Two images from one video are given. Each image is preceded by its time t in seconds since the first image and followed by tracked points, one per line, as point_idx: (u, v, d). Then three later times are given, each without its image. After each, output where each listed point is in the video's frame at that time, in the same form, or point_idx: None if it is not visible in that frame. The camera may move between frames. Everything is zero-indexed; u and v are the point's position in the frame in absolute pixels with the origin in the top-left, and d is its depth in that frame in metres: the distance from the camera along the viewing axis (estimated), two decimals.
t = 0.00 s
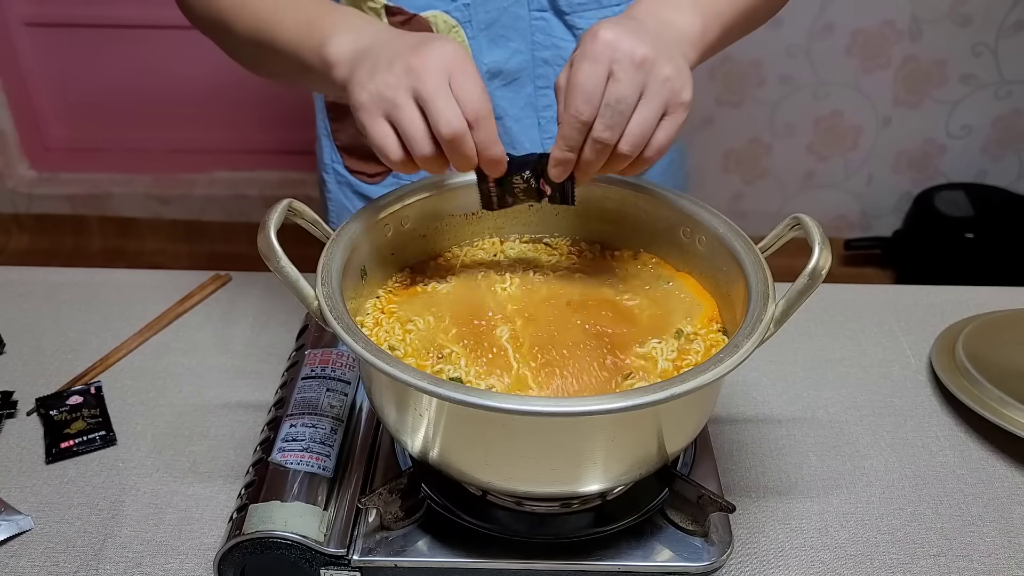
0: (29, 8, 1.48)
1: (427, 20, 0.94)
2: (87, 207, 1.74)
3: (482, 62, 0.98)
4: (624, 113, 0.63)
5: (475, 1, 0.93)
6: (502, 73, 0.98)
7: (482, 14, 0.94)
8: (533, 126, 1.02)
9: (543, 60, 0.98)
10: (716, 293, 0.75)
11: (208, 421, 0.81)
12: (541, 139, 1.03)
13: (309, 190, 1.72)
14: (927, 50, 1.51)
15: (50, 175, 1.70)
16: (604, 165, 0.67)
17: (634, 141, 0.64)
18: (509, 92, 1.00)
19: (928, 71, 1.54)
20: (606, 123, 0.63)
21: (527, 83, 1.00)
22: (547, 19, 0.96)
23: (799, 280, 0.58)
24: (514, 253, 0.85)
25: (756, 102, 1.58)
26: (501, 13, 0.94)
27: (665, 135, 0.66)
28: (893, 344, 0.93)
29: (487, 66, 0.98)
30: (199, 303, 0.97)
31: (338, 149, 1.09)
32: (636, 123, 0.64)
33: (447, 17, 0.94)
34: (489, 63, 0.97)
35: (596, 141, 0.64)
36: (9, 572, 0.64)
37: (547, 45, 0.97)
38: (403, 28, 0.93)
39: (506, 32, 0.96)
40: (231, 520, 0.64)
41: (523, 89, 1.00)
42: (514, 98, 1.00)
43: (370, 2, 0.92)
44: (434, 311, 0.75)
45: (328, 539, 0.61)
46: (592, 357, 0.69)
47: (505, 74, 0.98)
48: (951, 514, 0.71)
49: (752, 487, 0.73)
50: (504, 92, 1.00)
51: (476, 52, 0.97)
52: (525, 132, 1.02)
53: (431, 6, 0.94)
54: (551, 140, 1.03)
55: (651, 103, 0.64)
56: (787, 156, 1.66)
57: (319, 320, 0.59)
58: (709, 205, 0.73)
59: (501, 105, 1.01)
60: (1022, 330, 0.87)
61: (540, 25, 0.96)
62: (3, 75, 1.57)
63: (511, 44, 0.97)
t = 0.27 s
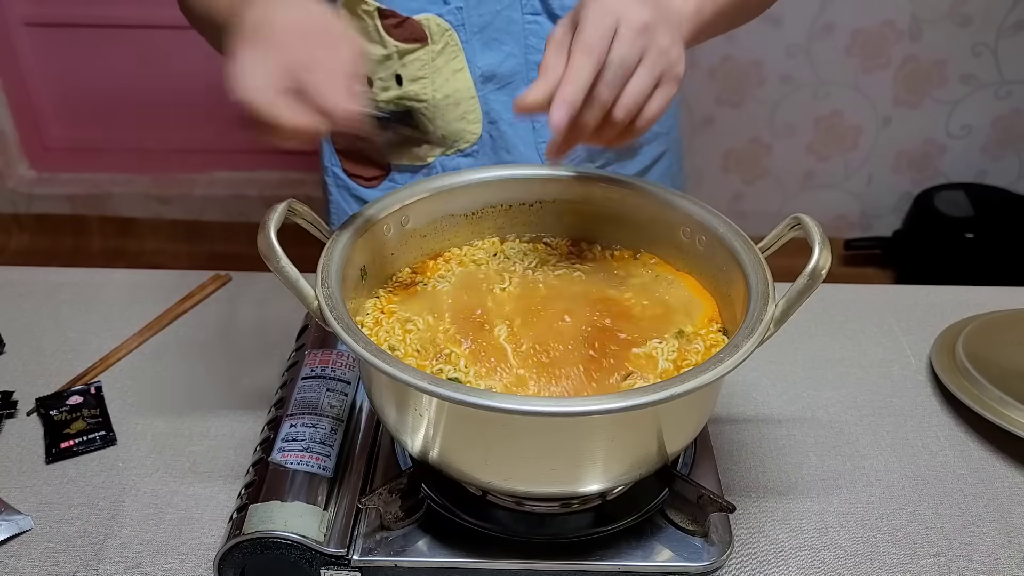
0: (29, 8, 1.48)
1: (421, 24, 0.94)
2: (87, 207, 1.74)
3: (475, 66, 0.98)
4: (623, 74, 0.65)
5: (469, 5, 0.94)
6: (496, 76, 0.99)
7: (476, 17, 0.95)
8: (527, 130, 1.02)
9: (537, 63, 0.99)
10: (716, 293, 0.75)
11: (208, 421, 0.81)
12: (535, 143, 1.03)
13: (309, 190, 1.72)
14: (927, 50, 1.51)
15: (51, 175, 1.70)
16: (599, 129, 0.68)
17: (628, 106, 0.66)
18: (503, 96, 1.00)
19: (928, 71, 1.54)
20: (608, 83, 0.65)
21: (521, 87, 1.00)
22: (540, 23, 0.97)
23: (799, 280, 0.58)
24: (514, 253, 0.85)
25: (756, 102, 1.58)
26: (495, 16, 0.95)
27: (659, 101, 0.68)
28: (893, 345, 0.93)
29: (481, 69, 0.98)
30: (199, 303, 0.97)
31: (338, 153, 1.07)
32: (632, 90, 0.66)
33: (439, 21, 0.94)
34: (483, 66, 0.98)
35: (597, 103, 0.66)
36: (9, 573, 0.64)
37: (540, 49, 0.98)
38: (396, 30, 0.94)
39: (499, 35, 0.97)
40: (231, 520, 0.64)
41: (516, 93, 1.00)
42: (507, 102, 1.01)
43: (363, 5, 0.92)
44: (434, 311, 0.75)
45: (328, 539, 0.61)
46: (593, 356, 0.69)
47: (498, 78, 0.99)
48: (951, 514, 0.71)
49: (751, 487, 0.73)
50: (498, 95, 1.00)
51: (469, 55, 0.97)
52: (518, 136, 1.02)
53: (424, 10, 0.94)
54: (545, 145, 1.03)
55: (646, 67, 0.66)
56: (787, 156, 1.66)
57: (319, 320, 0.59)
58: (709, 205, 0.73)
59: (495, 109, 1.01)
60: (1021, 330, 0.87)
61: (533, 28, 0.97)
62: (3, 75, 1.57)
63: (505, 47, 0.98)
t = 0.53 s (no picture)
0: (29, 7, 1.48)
1: (419, 34, 0.94)
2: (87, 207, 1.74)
3: (474, 74, 0.98)
4: None
5: (466, 14, 0.94)
6: (495, 84, 0.98)
7: (474, 26, 0.95)
8: (528, 136, 1.03)
9: (536, 70, 0.98)
10: (716, 293, 0.75)
11: (208, 421, 0.81)
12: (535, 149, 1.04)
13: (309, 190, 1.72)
14: (927, 50, 1.51)
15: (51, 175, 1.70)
16: (547, 50, 0.63)
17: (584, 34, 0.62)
18: (503, 103, 1.00)
19: (928, 71, 1.54)
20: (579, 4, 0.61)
21: (520, 94, 1.00)
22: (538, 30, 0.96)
23: (799, 280, 0.58)
24: (515, 253, 0.85)
25: (756, 102, 1.58)
26: (492, 25, 0.95)
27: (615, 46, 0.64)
28: (893, 345, 0.93)
29: (480, 77, 0.98)
30: (199, 302, 0.97)
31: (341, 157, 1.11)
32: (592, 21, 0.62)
33: (438, 30, 0.94)
34: (482, 75, 0.98)
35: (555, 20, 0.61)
36: (9, 573, 0.64)
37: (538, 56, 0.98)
38: (394, 40, 0.95)
39: (497, 43, 0.97)
40: (230, 520, 0.64)
41: (516, 99, 1.00)
42: (507, 109, 1.01)
43: (364, 15, 0.93)
44: (434, 311, 0.75)
45: (328, 539, 0.61)
46: (593, 356, 0.69)
47: (498, 86, 0.98)
48: (951, 514, 0.71)
49: (751, 487, 0.73)
50: (498, 103, 1.00)
51: (468, 64, 0.97)
52: (519, 142, 1.03)
53: (422, 19, 0.94)
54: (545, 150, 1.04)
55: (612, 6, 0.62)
56: (787, 156, 1.66)
57: (319, 320, 0.59)
58: (709, 205, 0.73)
59: (495, 116, 1.01)
60: (1021, 330, 0.87)
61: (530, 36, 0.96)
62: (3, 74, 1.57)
63: (503, 56, 0.97)
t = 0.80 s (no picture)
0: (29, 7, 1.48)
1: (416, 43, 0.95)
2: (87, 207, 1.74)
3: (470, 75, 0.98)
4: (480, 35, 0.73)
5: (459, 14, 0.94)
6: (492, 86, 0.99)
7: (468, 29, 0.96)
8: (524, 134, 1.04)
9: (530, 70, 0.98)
10: (716, 293, 0.75)
11: (208, 421, 0.81)
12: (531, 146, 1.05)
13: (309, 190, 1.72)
14: (927, 50, 1.51)
15: (51, 175, 1.70)
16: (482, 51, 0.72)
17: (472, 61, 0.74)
18: (499, 102, 1.01)
19: (928, 71, 1.54)
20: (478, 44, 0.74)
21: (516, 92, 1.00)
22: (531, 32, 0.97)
23: (799, 280, 0.58)
24: (515, 253, 0.85)
25: (755, 103, 1.58)
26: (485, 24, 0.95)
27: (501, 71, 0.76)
28: (894, 345, 0.93)
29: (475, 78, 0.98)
30: (199, 302, 0.97)
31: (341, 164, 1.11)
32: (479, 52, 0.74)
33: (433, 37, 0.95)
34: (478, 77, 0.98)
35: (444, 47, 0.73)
36: (9, 572, 0.64)
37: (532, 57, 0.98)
38: (390, 51, 0.96)
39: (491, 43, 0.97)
40: (230, 520, 0.64)
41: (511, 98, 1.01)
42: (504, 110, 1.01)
43: (360, 29, 0.95)
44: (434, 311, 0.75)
45: (328, 539, 0.61)
46: (594, 357, 0.68)
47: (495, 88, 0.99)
48: (951, 514, 0.71)
49: (751, 487, 0.73)
50: (494, 102, 1.01)
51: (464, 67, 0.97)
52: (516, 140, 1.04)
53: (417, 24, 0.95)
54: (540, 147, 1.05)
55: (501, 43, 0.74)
56: (787, 156, 1.66)
57: (319, 320, 0.59)
58: (709, 205, 0.73)
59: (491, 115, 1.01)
60: (1021, 330, 0.87)
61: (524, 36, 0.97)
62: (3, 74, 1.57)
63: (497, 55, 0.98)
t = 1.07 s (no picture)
0: (30, 7, 1.48)
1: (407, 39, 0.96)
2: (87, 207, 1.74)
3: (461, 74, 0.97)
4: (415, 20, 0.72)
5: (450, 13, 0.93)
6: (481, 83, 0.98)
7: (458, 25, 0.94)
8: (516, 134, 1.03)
9: (521, 69, 0.98)
10: (716, 293, 0.75)
11: (209, 421, 0.81)
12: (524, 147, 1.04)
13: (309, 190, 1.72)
14: (927, 50, 1.51)
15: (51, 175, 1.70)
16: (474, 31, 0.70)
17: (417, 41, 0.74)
18: (491, 102, 1.00)
19: (928, 71, 1.54)
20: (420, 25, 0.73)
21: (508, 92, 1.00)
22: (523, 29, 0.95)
23: (799, 280, 0.58)
24: (515, 253, 0.85)
25: (755, 102, 1.58)
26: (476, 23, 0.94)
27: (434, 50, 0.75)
28: (894, 345, 0.93)
29: (466, 77, 0.97)
30: (199, 302, 0.97)
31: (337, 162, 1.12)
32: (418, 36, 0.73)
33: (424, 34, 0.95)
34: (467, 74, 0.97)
35: (375, 29, 0.72)
36: (9, 573, 0.63)
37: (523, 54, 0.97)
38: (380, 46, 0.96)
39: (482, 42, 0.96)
40: (230, 520, 0.64)
41: (503, 97, 1.00)
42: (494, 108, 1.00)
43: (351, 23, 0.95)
44: (433, 311, 0.75)
45: (328, 539, 0.61)
46: (594, 357, 0.68)
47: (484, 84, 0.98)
48: (951, 514, 0.71)
49: (751, 487, 0.73)
50: (485, 101, 1.00)
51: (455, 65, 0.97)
52: (508, 140, 1.03)
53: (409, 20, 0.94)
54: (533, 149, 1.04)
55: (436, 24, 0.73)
56: (786, 156, 1.66)
57: (319, 320, 0.59)
58: (709, 205, 0.74)
59: (483, 115, 1.00)
60: (1021, 330, 0.87)
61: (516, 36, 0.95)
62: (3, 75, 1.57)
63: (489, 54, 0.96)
